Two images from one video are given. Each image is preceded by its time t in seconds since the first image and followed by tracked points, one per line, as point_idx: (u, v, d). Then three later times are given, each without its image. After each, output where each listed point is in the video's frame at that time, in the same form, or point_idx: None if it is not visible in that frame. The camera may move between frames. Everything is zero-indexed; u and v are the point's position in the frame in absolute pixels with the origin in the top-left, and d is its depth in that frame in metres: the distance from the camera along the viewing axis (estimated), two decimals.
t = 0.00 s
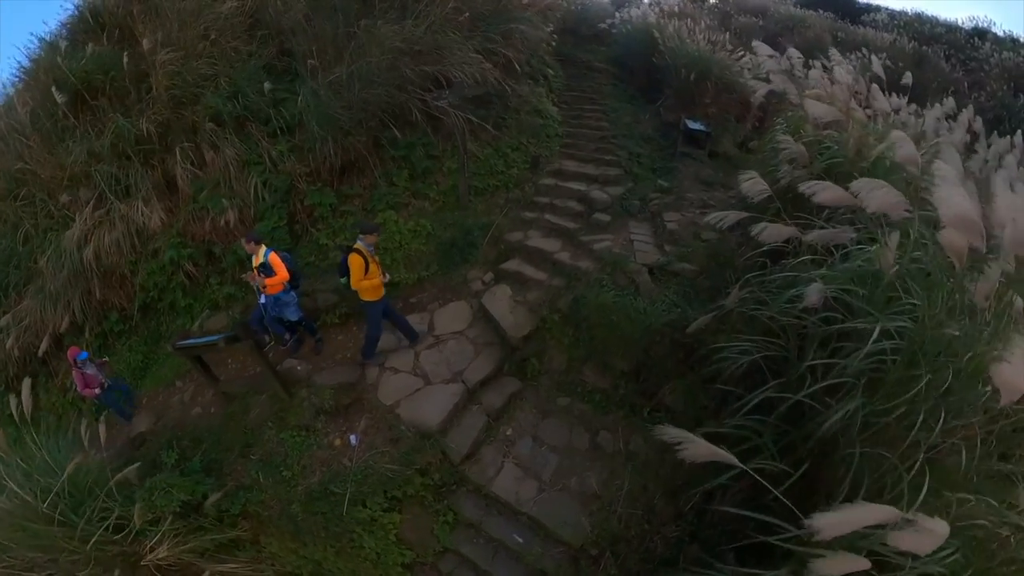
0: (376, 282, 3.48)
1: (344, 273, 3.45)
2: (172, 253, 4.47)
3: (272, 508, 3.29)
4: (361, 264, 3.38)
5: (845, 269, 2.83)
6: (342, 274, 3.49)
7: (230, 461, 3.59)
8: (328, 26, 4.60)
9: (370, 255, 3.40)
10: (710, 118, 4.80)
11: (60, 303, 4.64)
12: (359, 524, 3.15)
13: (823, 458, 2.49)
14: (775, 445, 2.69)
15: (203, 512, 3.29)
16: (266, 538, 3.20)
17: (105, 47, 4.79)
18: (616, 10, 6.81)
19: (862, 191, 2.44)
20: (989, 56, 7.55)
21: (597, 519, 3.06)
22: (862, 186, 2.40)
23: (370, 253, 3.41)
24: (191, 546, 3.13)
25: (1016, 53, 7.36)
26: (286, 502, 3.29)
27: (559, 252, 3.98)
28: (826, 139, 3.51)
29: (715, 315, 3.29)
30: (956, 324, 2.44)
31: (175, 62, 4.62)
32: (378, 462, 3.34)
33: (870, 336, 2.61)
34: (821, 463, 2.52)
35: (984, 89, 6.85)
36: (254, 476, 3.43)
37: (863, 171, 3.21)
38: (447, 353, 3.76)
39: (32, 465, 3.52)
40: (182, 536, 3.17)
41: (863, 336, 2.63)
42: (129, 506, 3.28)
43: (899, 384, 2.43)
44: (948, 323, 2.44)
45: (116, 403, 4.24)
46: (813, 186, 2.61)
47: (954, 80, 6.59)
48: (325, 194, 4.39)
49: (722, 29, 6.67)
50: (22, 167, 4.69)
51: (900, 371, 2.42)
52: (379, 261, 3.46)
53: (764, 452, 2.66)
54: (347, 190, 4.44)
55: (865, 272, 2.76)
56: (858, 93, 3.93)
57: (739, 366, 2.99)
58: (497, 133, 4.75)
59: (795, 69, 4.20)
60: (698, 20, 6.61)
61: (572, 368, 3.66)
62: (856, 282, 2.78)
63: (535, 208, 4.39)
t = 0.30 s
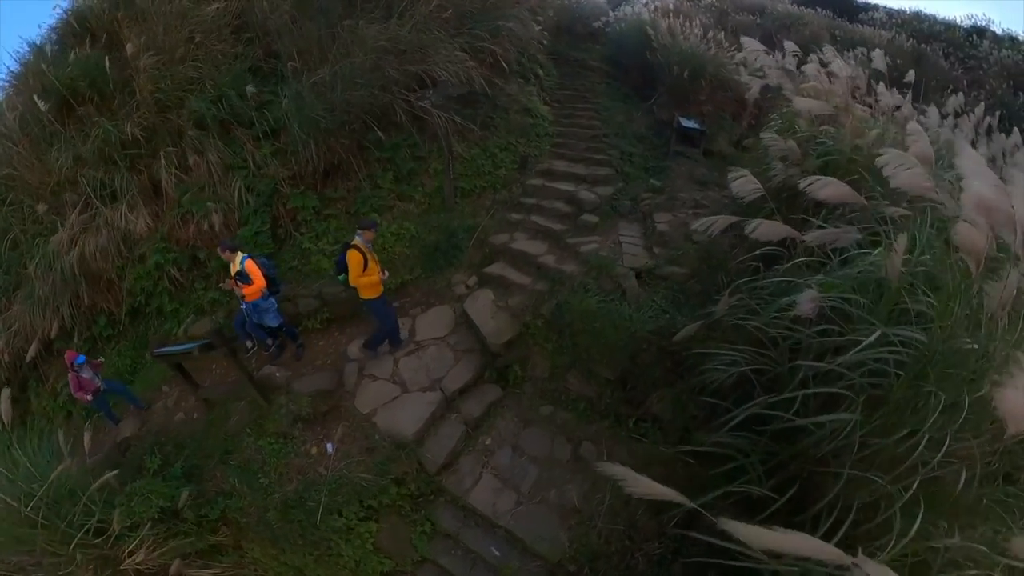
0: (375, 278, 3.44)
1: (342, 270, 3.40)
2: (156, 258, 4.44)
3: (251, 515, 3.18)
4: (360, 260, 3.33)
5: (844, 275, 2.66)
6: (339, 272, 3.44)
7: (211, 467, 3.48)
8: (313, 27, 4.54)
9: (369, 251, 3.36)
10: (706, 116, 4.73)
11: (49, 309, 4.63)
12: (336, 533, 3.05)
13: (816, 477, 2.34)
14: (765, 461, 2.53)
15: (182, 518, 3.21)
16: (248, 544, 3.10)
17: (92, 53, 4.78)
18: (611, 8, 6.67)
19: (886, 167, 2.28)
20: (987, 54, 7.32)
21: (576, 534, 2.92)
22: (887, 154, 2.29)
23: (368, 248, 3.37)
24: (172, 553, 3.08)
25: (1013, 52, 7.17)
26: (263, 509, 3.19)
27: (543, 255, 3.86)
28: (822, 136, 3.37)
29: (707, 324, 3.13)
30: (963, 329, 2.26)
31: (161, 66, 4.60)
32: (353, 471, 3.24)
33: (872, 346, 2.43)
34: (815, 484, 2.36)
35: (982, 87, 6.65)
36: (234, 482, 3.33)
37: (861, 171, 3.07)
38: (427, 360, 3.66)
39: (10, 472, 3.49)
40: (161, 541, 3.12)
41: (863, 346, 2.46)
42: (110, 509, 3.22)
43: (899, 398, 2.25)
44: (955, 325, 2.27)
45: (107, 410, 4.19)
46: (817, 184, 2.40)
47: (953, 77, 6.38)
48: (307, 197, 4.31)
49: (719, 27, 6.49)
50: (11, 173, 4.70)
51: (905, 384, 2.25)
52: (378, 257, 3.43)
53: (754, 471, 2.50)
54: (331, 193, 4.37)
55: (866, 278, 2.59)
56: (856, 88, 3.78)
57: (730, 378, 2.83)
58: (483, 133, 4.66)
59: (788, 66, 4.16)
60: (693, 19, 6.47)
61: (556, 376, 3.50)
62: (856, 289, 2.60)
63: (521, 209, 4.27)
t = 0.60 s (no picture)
0: (370, 273, 3.32)
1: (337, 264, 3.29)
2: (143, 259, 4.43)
3: (229, 516, 3.11)
4: (355, 255, 3.21)
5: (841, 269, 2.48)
6: (334, 266, 3.32)
7: (190, 468, 3.42)
8: (298, 26, 4.52)
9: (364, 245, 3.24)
10: (699, 112, 4.65)
11: (39, 310, 4.62)
12: (312, 534, 2.96)
13: (806, 488, 2.19)
14: (752, 468, 2.38)
15: (161, 517, 3.17)
16: (230, 544, 3.03)
17: (84, 56, 4.80)
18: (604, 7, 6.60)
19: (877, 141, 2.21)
20: (986, 51, 7.09)
21: (553, 543, 2.80)
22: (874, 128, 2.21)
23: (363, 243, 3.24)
24: (153, 550, 3.04)
25: (1011, 50, 6.97)
26: (240, 510, 3.11)
27: (527, 254, 3.76)
28: (814, 127, 3.25)
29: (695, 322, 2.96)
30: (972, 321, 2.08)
31: (150, 68, 4.61)
32: (329, 474, 3.15)
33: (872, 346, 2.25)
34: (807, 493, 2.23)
35: (981, 85, 6.46)
36: (214, 484, 3.25)
37: (853, 163, 2.94)
38: (407, 361, 3.57)
39: None
40: (140, 538, 3.08)
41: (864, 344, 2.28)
42: (90, 504, 3.19)
43: (894, 399, 2.08)
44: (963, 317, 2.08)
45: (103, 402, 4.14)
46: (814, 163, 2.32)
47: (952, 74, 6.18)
48: (291, 198, 4.32)
49: (715, 24, 6.36)
50: (4, 176, 4.74)
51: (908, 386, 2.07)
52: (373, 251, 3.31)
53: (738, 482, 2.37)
54: (315, 193, 4.36)
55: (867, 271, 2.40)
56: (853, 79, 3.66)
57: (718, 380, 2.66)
58: (470, 132, 4.61)
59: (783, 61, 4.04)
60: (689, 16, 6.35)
61: (540, 377, 3.37)
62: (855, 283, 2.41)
63: (507, 208, 4.18)
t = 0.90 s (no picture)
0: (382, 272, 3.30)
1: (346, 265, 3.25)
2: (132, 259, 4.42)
3: (212, 516, 3.05)
4: (364, 255, 3.17)
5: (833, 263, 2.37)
6: (343, 266, 3.29)
7: (173, 468, 3.36)
8: (285, 24, 4.50)
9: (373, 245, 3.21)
10: (693, 108, 4.57)
11: (29, 311, 4.60)
12: (292, 535, 2.89)
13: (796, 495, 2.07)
14: (741, 474, 2.24)
15: (148, 515, 3.10)
16: (214, 545, 2.97)
17: (76, 58, 4.82)
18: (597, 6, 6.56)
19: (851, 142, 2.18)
20: (982, 48, 6.96)
21: (535, 548, 2.70)
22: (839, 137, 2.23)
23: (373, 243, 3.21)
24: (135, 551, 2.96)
25: (1008, 47, 6.86)
26: (222, 511, 3.05)
27: (514, 251, 3.70)
28: (805, 118, 3.18)
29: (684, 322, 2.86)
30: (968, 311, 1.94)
31: (140, 69, 4.61)
32: (309, 474, 3.08)
33: (865, 343, 2.13)
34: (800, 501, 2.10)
35: (977, 82, 6.34)
36: (197, 484, 3.20)
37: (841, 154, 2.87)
38: (391, 361, 3.51)
39: None
40: (124, 538, 3.00)
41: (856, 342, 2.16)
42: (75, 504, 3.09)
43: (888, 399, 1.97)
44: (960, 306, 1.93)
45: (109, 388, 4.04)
46: (800, 151, 2.16)
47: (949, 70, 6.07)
48: (278, 197, 4.34)
49: (709, 21, 6.28)
50: None
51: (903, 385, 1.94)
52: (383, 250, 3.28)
53: (725, 489, 2.23)
54: (303, 193, 4.39)
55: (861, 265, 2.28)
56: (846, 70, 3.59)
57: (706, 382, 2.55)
58: (459, 131, 4.60)
59: (774, 56, 4.01)
60: (684, 14, 6.28)
61: (525, 376, 3.29)
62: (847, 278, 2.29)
63: (495, 205, 4.14)
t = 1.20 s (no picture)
0: (380, 265, 3.31)
1: (345, 257, 3.26)
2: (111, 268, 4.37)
3: (194, 525, 3.00)
4: (365, 245, 3.20)
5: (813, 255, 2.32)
6: (342, 258, 3.28)
7: (155, 478, 3.29)
8: (262, 26, 4.46)
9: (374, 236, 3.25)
10: (676, 105, 4.55)
11: (9, 322, 4.52)
12: (274, 544, 2.84)
13: (779, 494, 2.00)
14: (724, 473, 2.15)
15: (130, 526, 3.04)
16: (197, 555, 2.92)
17: (53, 67, 4.77)
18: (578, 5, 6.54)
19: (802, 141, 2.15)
20: (962, 45, 6.99)
21: (518, 551, 2.65)
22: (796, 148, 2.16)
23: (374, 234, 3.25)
24: (114, 565, 2.88)
25: (987, 42, 6.90)
26: (203, 520, 2.99)
27: (494, 251, 3.68)
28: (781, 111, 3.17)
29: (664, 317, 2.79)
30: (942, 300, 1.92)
31: (117, 74, 4.55)
32: (289, 481, 3.03)
33: (843, 337, 2.11)
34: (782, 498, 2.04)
35: (959, 76, 6.35)
36: (178, 495, 3.14)
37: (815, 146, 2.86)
38: (371, 364, 3.47)
39: None
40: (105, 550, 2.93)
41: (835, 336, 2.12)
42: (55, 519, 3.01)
43: (866, 394, 1.93)
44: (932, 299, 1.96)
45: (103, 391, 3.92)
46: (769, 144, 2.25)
47: (930, 64, 6.07)
48: (257, 201, 4.33)
49: (691, 18, 6.28)
50: None
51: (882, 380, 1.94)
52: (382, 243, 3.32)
53: (708, 488, 2.13)
54: (283, 197, 4.37)
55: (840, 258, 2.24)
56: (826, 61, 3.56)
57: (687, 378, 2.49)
58: (441, 132, 4.57)
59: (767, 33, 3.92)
60: (666, 12, 6.27)
61: (506, 377, 3.25)
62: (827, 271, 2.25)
63: (477, 206, 4.11)
